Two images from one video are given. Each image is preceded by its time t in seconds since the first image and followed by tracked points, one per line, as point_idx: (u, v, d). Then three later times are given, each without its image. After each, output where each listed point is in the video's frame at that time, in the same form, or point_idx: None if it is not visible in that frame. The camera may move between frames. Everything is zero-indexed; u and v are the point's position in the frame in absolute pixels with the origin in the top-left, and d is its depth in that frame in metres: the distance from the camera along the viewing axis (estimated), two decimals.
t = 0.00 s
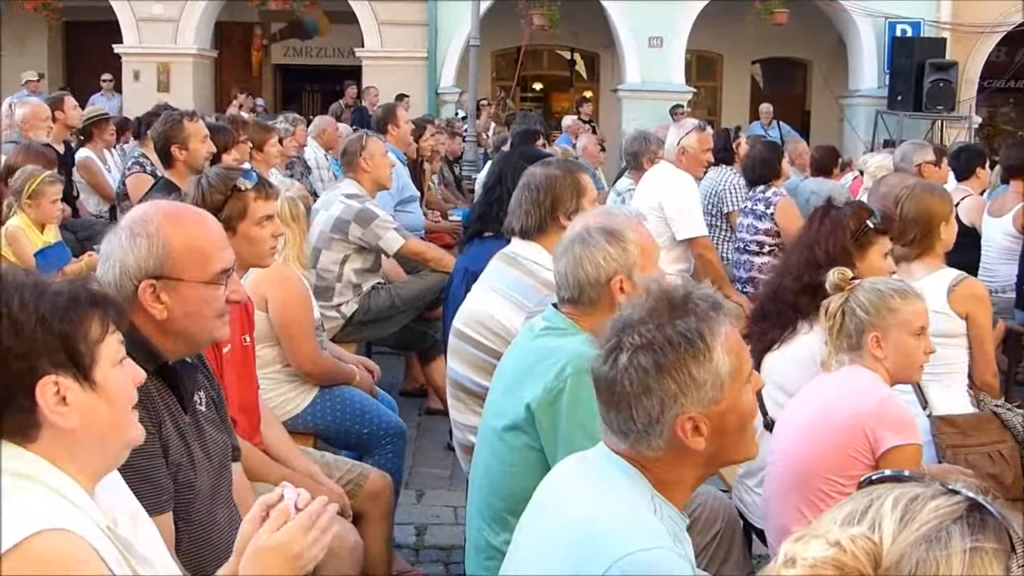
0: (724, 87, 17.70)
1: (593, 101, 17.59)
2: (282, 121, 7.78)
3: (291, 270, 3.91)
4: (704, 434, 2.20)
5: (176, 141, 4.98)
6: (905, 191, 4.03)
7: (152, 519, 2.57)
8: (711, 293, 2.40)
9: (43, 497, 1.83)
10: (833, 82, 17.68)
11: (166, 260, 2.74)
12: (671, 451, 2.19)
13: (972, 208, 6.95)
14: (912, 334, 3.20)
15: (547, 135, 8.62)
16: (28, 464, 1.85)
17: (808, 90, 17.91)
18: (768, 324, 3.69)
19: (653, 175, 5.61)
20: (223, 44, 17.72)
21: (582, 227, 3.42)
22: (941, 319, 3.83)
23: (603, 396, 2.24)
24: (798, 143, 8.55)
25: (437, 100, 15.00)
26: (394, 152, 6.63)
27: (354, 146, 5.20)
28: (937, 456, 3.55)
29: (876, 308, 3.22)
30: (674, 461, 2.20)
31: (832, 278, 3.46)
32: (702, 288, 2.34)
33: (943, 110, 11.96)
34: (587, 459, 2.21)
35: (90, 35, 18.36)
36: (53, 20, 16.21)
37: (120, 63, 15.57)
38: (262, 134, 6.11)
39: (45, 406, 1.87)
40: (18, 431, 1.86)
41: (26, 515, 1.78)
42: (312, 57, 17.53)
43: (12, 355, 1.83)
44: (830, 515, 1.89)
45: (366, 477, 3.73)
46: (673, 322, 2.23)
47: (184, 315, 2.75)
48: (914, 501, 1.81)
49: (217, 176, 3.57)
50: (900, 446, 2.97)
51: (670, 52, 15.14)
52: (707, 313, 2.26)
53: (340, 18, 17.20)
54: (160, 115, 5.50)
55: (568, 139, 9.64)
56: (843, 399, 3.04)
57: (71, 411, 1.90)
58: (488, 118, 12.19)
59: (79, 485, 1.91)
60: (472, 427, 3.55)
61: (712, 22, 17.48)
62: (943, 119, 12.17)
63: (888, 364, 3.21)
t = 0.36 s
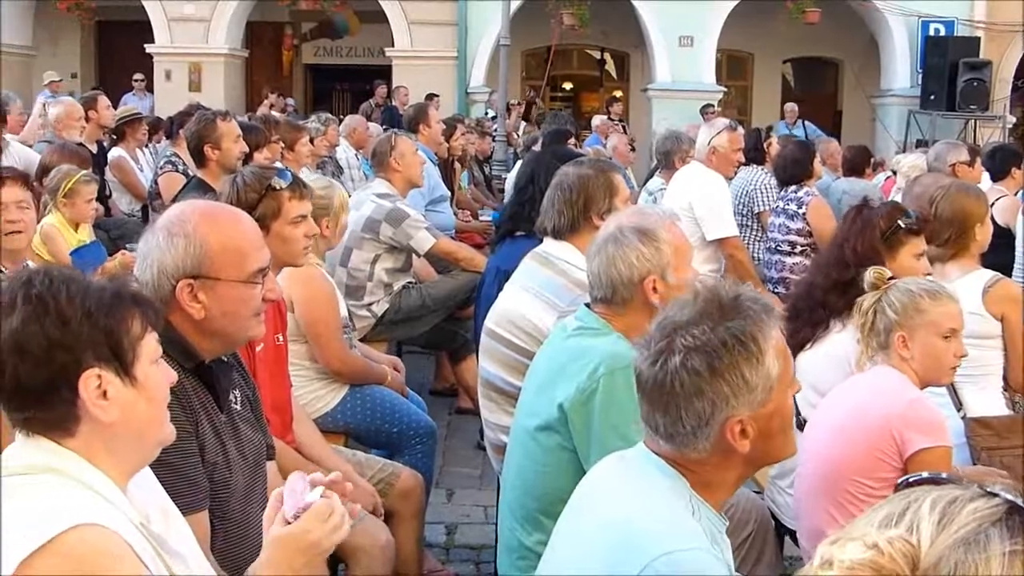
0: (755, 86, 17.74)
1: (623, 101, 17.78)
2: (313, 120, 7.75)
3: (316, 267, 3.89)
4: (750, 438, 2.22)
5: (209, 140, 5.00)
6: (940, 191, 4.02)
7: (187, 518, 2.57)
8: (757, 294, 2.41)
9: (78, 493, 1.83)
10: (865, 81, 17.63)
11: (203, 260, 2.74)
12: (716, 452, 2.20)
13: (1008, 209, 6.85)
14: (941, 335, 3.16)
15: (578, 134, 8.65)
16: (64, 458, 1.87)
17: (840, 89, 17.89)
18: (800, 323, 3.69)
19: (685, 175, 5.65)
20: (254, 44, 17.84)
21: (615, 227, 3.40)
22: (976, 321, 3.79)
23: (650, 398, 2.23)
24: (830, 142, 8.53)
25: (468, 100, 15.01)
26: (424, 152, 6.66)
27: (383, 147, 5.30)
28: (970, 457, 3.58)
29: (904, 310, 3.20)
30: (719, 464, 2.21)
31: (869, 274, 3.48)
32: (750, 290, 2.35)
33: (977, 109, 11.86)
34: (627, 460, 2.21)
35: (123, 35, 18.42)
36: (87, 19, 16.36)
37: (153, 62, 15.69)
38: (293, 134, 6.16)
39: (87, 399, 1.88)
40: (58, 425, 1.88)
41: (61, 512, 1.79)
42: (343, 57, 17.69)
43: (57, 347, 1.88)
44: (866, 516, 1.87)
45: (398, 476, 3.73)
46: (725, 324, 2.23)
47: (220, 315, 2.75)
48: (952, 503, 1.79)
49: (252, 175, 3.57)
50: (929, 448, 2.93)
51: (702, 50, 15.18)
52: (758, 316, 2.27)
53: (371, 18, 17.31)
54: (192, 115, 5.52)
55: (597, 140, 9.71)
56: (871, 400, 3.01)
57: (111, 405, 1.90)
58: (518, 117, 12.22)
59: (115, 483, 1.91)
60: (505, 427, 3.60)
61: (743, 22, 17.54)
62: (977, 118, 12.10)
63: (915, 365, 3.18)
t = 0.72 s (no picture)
0: (788, 86, 17.63)
1: (654, 100, 17.73)
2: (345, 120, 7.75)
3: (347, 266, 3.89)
4: (779, 434, 2.22)
5: (243, 138, 5.02)
6: (976, 193, 4.02)
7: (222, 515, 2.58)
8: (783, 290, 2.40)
9: (117, 486, 1.83)
10: (899, 81, 17.61)
11: (239, 259, 2.74)
12: (745, 450, 2.20)
13: None
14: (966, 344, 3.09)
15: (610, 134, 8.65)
16: (111, 456, 1.88)
17: (873, 88, 17.81)
18: (828, 323, 3.65)
19: (719, 175, 5.68)
20: (286, 43, 17.90)
21: (650, 227, 3.38)
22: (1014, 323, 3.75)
23: (677, 397, 2.24)
24: (863, 143, 8.50)
25: (499, 98, 15.28)
26: (457, 151, 6.69)
27: (415, 146, 5.34)
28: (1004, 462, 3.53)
29: (941, 311, 3.17)
30: (749, 462, 2.22)
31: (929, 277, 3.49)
32: (774, 286, 2.34)
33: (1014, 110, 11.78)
34: (657, 460, 2.23)
35: (156, 34, 18.39)
36: (122, 17, 16.46)
37: (186, 60, 15.76)
38: (326, 133, 6.19)
39: (138, 398, 1.90)
40: (108, 422, 1.90)
41: (98, 502, 1.78)
42: (375, 56, 17.70)
43: (112, 346, 1.91)
44: (925, 523, 1.88)
45: (430, 476, 3.74)
46: (749, 321, 2.23)
47: (257, 313, 2.76)
48: (1019, 515, 1.80)
49: (291, 173, 3.59)
50: (956, 442, 2.85)
51: (734, 50, 15.17)
52: (781, 312, 2.26)
53: (403, 16, 17.34)
54: (227, 114, 5.55)
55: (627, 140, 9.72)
56: (896, 396, 2.94)
57: (160, 406, 1.92)
58: (550, 117, 12.21)
59: (156, 481, 1.91)
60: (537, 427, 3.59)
61: (776, 20, 17.37)
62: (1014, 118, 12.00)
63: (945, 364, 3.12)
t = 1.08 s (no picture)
0: (814, 87, 17.61)
1: (680, 101, 17.73)
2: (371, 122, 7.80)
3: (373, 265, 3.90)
4: (791, 427, 2.21)
5: (269, 139, 5.04)
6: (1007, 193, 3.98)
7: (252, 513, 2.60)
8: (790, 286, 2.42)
9: (154, 482, 1.84)
10: (927, 82, 17.47)
11: (267, 261, 2.75)
12: (758, 443, 2.20)
13: None
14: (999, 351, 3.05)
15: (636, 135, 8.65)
16: (152, 454, 1.90)
17: (900, 89, 17.72)
18: (851, 325, 3.61)
19: (746, 176, 5.68)
20: (312, 44, 18.00)
21: (676, 229, 3.36)
22: None
23: (688, 395, 2.25)
24: (891, 144, 8.47)
25: (524, 100, 15.30)
26: (483, 152, 6.70)
27: (441, 147, 5.36)
28: None
29: (975, 313, 3.12)
30: (762, 455, 2.21)
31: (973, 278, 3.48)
32: (781, 281, 2.36)
33: None
34: (673, 458, 2.22)
35: (183, 35, 18.54)
36: (149, 19, 16.57)
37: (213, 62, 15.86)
38: (352, 134, 6.22)
39: (191, 411, 1.92)
40: (157, 424, 1.91)
41: (135, 497, 1.79)
42: (400, 57, 17.76)
43: (178, 356, 1.92)
44: (976, 525, 2.04)
45: (456, 476, 3.75)
46: (757, 316, 2.24)
47: (284, 316, 2.76)
48: None
49: (319, 175, 3.64)
50: (984, 443, 2.82)
51: (760, 50, 15.16)
52: (789, 305, 2.27)
53: (428, 18, 17.39)
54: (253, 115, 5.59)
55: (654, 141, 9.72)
56: (925, 397, 2.92)
57: (210, 420, 1.94)
58: (575, 118, 12.23)
59: (195, 480, 1.92)
60: (564, 427, 3.60)
61: (801, 21, 17.40)
62: None
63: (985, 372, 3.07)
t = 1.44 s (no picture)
0: (843, 87, 17.52)
1: (708, 101, 17.69)
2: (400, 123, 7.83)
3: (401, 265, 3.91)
4: (825, 429, 2.20)
5: (298, 141, 5.06)
6: None
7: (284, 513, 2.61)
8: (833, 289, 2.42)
9: (187, 481, 1.85)
10: (957, 81, 17.36)
11: (293, 262, 2.73)
12: (792, 444, 2.18)
13: None
14: None
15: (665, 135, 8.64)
16: (186, 455, 1.90)
17: (929, 88, 17.60)
18: (880, 327, 3.59)
19: (775, 176, 5.67)
20: (340, 45, 18.06)
21: (708, 229, 3.35)
22: None
23: (724, 388, 2.24)
24: (922, 144, 8.42)
25: (552, 100, 15.30)
26: (512, 153, 6.71)
27: (470, 148, 5.37)
28: None
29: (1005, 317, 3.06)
30: (795, 456, 2.19)
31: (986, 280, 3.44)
32: (824, 282, 2.36)
33: None
34: (705, 460, 2.21)
35: (213, 37, 18.65)
36: (179, 21, 16.67)
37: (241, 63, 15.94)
38: (381, 135, 6.24)
39: (228, 418, 1.93)
40: (194, 429, 1.92)
41: (168, 499, 1.79)
42: (428, 58, 17.79)
43: (218, 363, 1.92)
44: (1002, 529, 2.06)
45: (485, 477, 3.75)
46: (798, 312, 2.24)
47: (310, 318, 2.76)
48: None
49: (348, 176, 3.65)
50: None
51: (788, 50, 15.10)
52: (829, 305, 2.27)
53: (456, 19, 17.42)
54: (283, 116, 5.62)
55: (683, 142, 9.71)
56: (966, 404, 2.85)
57: (246, 428, 1.95)
58: (604, 119, 12.22)
59: (228, 481, 1.93)
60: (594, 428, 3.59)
61: (830, 21, 17.33)
62: None
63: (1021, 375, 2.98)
